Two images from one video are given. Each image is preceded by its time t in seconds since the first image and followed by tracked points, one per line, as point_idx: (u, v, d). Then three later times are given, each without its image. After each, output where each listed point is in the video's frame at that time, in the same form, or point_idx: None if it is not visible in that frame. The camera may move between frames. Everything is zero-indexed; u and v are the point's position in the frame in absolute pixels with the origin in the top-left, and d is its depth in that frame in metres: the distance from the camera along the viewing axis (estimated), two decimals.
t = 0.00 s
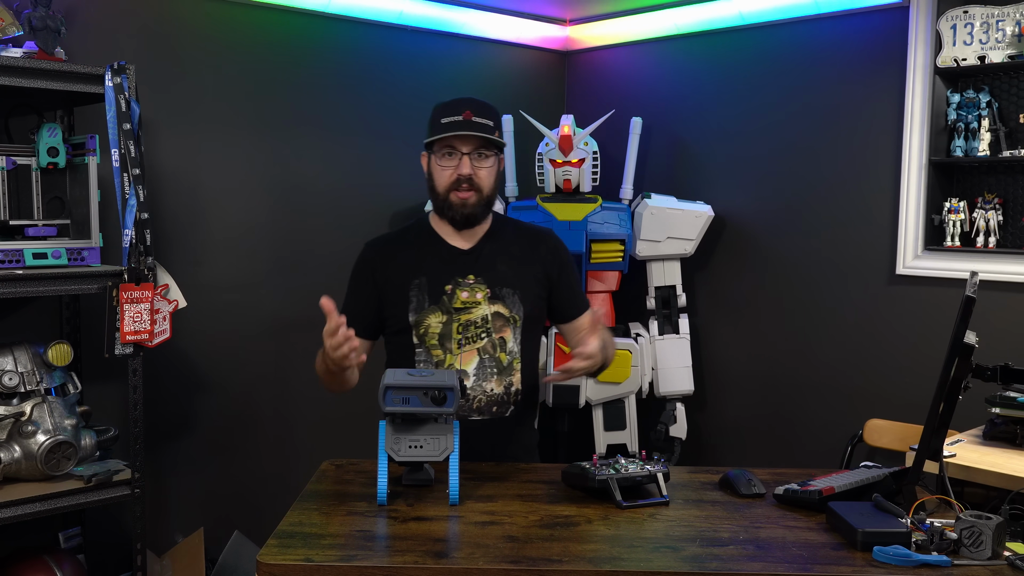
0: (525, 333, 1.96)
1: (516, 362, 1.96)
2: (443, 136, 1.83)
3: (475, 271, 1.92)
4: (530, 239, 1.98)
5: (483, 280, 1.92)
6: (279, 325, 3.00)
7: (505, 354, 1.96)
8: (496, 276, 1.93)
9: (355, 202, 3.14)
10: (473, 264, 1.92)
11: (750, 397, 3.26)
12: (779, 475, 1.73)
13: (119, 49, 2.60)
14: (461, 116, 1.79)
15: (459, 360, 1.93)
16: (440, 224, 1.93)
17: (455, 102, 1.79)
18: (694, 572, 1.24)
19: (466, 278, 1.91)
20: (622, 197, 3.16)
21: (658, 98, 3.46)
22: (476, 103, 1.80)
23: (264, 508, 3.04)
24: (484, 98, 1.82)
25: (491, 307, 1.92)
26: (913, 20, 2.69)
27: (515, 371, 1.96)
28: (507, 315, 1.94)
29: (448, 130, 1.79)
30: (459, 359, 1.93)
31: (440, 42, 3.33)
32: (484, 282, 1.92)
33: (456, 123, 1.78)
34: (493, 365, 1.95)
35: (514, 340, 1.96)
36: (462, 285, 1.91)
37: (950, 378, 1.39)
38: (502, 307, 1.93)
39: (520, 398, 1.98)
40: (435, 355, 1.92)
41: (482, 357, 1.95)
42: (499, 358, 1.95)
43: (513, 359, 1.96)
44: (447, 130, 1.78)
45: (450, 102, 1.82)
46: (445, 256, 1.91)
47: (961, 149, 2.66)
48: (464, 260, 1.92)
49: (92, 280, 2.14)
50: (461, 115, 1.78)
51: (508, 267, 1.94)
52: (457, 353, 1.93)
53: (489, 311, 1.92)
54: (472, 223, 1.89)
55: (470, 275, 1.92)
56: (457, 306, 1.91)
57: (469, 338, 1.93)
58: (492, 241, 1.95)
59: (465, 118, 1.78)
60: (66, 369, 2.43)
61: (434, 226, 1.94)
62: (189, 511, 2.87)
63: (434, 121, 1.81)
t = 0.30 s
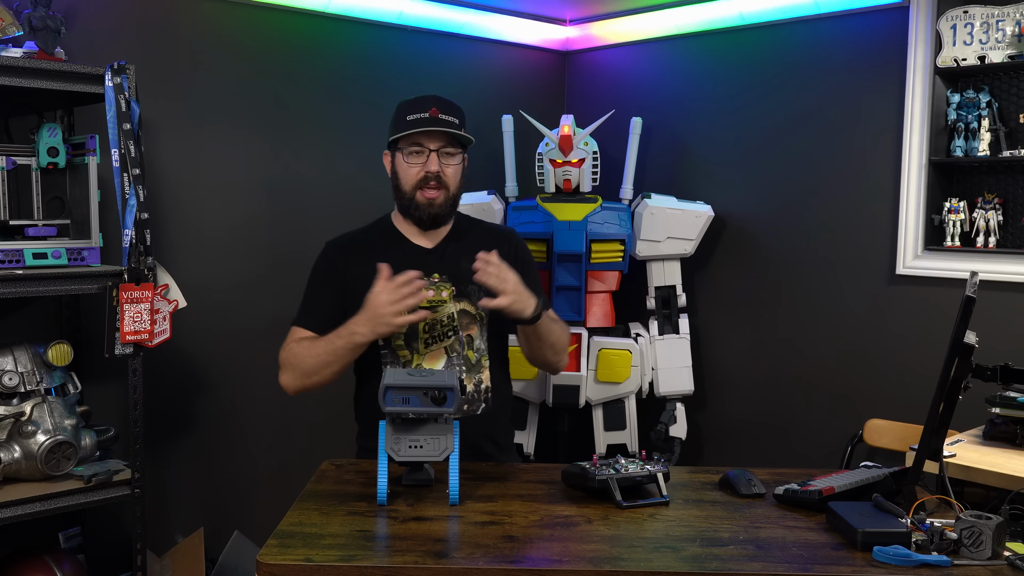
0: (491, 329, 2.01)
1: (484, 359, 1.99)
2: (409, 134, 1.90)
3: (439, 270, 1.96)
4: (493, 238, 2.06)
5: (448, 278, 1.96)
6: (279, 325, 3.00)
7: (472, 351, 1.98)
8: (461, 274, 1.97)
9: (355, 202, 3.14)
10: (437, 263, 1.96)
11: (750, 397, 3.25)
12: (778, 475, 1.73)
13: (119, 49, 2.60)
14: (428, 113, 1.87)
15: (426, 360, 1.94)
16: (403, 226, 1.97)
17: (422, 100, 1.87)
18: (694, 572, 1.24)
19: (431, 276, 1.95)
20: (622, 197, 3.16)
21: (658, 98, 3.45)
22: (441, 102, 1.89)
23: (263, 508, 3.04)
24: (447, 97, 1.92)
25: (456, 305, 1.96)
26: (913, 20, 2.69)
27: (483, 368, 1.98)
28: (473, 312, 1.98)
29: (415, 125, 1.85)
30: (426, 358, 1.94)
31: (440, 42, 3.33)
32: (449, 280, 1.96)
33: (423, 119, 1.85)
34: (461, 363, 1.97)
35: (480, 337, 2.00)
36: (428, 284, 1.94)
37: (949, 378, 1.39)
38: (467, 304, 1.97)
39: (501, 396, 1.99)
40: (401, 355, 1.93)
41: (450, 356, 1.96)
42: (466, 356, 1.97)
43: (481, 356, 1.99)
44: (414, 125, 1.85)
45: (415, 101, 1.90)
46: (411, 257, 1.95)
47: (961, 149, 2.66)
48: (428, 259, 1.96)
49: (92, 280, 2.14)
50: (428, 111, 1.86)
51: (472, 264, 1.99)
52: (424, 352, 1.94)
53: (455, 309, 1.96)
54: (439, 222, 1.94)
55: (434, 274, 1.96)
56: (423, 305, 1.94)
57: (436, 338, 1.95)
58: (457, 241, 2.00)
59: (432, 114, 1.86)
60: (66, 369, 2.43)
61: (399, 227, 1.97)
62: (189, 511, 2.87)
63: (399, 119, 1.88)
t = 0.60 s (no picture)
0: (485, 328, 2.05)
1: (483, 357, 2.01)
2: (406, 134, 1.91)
3: (436, 272, 1.96)
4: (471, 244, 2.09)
5: (446, 280, 1.96)
6: (279, 325, 3.00)
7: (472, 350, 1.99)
8: (454, 275, 1.99)
9: (355, 202, 3.14)
10: (432, 266, 1.96)
11: (750, 398, 3.25)
12: (778, 475, 1.73)
13: (119, 49, 2.60)
14: (425, 113, 1.89)
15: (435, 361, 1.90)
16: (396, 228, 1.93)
17: (419, 101, 1.90)
18: (695, 571, 1.24)
19: (432, 278, 1.94)
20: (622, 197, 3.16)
21: (658, 99, 3.45)
22: (434, 104, 1.94)
23: (263, 508, 3.04)
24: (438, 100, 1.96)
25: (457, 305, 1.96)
26: (913, 20, 2.69)
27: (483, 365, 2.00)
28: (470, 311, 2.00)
29: (417, 124, 1.88)
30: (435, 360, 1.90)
31: (440, 42, 3.33)
32: (447, 282, 1.97)
33: (423, 118, 1.88)
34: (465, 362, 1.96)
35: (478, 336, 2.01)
36: (431, 286, 1.93)
37: (950, 378, 1.39)
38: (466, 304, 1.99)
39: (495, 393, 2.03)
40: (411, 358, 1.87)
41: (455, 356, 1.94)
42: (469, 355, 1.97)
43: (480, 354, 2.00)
44: (416, 124, 1.87)
45: (408, 102, 1.92)
46: (406, 260, 1.92)
47: (961, 149, 2.66)
48: (423, 262, 1.94)
49: (92, 280, 2.14)
50: (426, 111, 1.89)
51: (460, 266, 2.01)
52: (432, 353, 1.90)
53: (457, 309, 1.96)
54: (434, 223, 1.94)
55: (434, 276, 1.95)
56: (430, 306, 1.91)
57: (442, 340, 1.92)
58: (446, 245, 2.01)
59: (430, 114, 1.90)
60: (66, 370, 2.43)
61: (392, 229, 1.94)
62: (189, 511, 2.87)
63: (396, 119, 1.89)
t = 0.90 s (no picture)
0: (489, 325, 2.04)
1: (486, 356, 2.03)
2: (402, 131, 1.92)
3: (445, 271, 1.95)
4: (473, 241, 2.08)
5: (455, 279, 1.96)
6: (279, 325, 3.00)
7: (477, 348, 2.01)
8: (459, 273, 1.98)
9: (355, 201, 3.14)
10: (439, 263, 1.95)
11: (750, 398, 3.25)
12: (778, 475, 1.73)
13: (119, 49, 2.60)
14: (422, 111, 1.89)
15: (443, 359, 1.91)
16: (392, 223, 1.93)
17: (416, 98, 1.89)
18: (695, 571, 1.24)
19: (442, 276, 1.94)
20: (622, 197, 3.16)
21: (658, 99, 3.46)
22: (436, 102, 1.92)
23: (263, 508, 3.04)
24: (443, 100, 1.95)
25: (463, 303, 1.96)
26: (913, 21, 2.69)
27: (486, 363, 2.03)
28: (476, 310, 1.99)
29: (409, 121, 1.88)
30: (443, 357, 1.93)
31: (440, 42, 3.33)
32: (455, 279, 1.96)
33: (417, 116, 1.87)
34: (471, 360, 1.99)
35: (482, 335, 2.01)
36: (441, 284, 1.93)
37: (950, 378, 1.39)
38: (472, 303, 1.98)
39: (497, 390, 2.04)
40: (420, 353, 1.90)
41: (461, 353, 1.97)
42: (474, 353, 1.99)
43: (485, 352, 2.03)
44: (408, 121, 1.87)
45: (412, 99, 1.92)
46: (419, 254, 1.92)
47: (961, 149, 2.66)
48: (433, 259, 1.94)
49: (92, 280, 2.14)
50: (421, 109, 1.88)
51: (466, 265, 2.01)
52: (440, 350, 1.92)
53: (463, 308, 1.96)
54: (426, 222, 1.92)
55: (444, 274, 1.95)
56: (440, 304, 1.92)
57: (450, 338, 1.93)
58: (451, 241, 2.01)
59: (427, 113, 1.88)
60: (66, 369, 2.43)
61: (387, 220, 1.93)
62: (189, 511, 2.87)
63: (394, 115, 1.91)
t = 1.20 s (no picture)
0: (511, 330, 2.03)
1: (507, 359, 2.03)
2: (435, 126, 1.92)
3: (467, 272, 1.95)
4: (501, 245, 2.07)
5: (476, 280, 1.95)
6: (279, 325, 3.00)
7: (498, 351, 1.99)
8: (483, 276, 1.97)
9: (355, 202, 3.14)
10: (462, 264, 1.95)
11: (750, 398, 3.25)
12: (778, 475, 1.73)
13: (119, 49, 2.60)
14: (454, 108, 1.89)
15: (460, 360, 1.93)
16: (419, 217, 1.94)
17: (450, 95, 1.90)
18: (694, 571, 1.24)
19: (462, 278, 1.93)
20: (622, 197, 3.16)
21: (658, 99, 3.46)
22: (468, 100, 1.92)
23: (263, 508, 3.04)
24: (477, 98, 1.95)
25: (485, 306, 1.96)
26: (913, 21, 2.68)
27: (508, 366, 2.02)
28: (499, 313, 1.99)
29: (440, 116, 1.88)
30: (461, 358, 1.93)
31: (440, 42, 3.33)
32: (478, 282, 1.96)
33: (447, 111, 1.88)
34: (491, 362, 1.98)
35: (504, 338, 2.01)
36: (461, 286, 1.93)
37: (950, 378, 1.39)
38: (494, 306, 1.98)
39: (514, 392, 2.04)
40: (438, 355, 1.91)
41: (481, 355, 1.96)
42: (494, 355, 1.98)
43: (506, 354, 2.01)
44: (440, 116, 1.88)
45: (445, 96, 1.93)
46: (440, 255, 1.92)
47: (961, 149, 2.66)
48: (454, 260, 1.95)
49: (92, 280, 2.14)
50: (454, 105, 1.89)
51: (491, 267, 2.00)
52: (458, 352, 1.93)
53: (483, 310, 1.95)
54: (454, 217, 1.92)
55: (465, 276, 1.94)
56: (458, 306, 1.92)
57: (469, 339, 1.93)
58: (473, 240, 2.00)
59: (459, 109, 1.89)
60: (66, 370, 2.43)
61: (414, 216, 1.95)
62: (189, 511, 2.87)
63: (427, 110, 1.92)
